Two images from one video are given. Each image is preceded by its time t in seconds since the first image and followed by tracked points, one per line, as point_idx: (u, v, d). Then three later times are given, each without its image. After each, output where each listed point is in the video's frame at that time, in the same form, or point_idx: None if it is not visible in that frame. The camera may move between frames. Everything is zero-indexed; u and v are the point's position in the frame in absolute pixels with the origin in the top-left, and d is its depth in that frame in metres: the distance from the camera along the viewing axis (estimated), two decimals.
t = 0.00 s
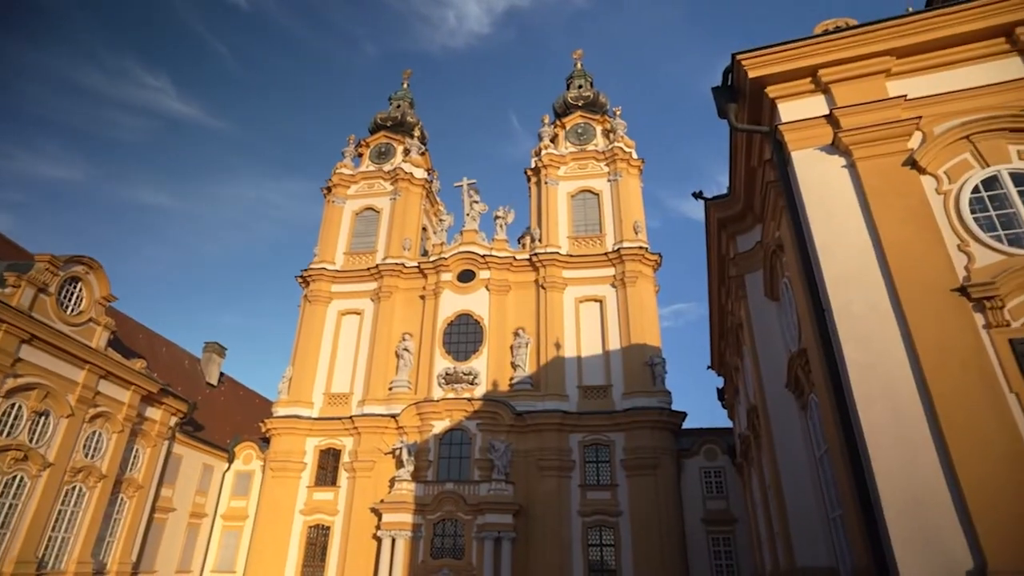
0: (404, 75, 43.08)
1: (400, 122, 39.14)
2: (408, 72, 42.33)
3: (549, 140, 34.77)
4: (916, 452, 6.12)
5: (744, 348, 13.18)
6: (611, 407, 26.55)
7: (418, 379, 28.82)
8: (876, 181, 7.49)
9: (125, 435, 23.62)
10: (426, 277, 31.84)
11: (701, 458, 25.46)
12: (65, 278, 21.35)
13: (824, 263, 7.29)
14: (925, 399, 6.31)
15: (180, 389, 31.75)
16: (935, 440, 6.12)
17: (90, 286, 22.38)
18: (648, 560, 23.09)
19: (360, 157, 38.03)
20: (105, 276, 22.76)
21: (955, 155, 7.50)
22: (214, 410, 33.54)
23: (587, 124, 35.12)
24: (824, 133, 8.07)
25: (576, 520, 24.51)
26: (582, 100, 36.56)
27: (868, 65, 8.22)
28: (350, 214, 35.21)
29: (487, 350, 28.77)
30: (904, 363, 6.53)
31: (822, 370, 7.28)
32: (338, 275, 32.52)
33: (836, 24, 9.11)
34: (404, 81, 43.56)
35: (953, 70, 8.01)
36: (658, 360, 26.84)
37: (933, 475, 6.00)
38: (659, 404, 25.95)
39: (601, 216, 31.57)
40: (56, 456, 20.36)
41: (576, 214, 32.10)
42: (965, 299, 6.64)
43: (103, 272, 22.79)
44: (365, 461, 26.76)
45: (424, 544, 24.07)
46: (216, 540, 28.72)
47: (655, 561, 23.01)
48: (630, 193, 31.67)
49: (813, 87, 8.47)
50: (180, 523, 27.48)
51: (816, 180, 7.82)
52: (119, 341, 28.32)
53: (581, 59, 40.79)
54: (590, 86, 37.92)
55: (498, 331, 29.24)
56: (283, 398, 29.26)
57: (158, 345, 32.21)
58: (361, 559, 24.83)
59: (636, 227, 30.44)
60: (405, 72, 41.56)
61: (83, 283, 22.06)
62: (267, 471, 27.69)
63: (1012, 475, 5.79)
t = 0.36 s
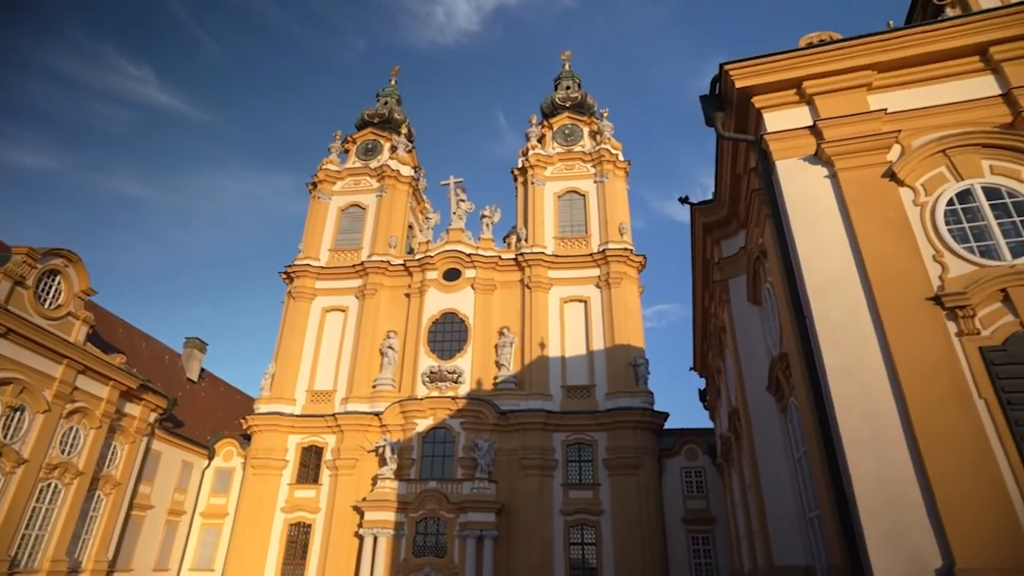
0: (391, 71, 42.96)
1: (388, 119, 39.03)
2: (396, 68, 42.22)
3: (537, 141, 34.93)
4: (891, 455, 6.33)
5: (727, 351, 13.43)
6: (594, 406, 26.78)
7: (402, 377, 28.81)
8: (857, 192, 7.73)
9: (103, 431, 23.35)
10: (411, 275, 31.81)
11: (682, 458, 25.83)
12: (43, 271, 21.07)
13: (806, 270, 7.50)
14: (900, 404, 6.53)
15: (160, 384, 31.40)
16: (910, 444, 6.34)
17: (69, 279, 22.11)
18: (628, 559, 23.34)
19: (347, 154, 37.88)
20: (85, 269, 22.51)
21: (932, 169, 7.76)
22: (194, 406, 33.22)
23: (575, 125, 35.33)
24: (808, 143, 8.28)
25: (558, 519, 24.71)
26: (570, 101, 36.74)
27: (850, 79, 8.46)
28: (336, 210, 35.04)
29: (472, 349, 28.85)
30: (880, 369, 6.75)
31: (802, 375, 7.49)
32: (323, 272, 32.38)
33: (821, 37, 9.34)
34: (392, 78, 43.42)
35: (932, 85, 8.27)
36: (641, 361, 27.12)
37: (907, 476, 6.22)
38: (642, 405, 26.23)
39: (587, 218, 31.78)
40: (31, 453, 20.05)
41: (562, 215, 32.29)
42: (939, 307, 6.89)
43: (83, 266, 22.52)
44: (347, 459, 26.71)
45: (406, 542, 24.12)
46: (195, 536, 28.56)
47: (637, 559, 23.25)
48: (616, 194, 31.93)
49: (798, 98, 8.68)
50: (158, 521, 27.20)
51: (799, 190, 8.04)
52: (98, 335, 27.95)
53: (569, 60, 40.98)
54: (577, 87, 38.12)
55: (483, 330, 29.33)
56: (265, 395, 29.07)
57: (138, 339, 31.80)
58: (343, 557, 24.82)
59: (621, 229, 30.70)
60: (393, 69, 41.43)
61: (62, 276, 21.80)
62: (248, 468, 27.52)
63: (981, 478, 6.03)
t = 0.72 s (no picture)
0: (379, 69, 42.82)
1: (375, 116, 38.92)
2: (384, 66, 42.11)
3: (524, 141, 35.07)
4: (868, 458, 6.55)
5: (710, 354, 13.68)
6: (577, 407, 26.98)
7: (386, 376, 28.77)
8: (839, 202, 7.95)
9: (80, 428, 23.05)
10: (397, 274, 31.77)
11: (663, 458, 26.17)
12: (21, 264, 20.77)
13: (789, 278, 7.70)
14: (878, 410, 6.75)
15: (139, 381, 31.00)
16: (886, 448, 6.56)
17: (47, 273, 21.81)
18: (610, 558, 23.56)
19: (333, 150, 37.69)
20: (64, 263, 22.22)
21: (911, 181, 8.02)
22: (174, 403, 32.84)
23: (562, 126, 35.52)
24: (793, 153, 8.49)
25: (541, 518, 24.88)
26: (558, 103, 36.91)
27: (834, 92, 8.69)
28: (322, 207, 34.86)
29: (456, 348, 28.90)
30: (859, 375, 6.96)
31: (784, 380, 7.69)
32: (308, 269, 32.21)
33: (806, 49, 9.57)
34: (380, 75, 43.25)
35: (912, 100, 8.53)
36: (624, 362, 27.38)
37: (883, 479, 6.43)
38: (625, 405, 26.48)
39: (573, 219, 31.97)
40: (6, 449, 19.71)
41: (549, 216, 32.44)
42: (915, 316, 7.13)
43: (62, 260, 22.24)
44: (329, 458, 26.61)
45: (388, 541, 24.10)
46: (173, 535, 28.32)
47: (618, 559, 23.48)
48: (603, 197, 32.17)
49: (784, 109, 8.89)
50: (135, 519, 26.88)
51: (783, 199, 8.25)
52: (76, 330, 27.54)
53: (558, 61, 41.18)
54: (565, 89, 38.31)
55: (468, 329, 29.39)
56: (247, 392, 28.86)
57: (117, 335, 31.36)
58: (324, 556, 24.73)
59: (607, 231, 30.94)
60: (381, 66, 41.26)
61: (39, 270, 21.50)
62: (228, 466, 27.29)
63: (953, 482, 6.26)
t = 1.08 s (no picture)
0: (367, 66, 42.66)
1: (363, 114, 38.78)
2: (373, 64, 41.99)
3: (513, 142, 35.16)
4: (850, 461, 6.73)
5: (696, 358, 13.87)
6: (562, 407, 27.13)
7: (372, 375, 28.70)
8: (825, 211, 8.15)
9: (60, 426, 22.72)
10: (384, 273, 31.68)
11: (647, 459, 26.42)
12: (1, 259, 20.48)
13: (775, 285, 7.88)
14: (859, 415, 6.94)
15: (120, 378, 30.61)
16: (867, 451, 6.75)
17: (27, 268, 21.54)
18: (593, 558, 23.74)
19: (320, 147, 37.51)
20: (45, 259, 21.93)
21: (894, 192, 8.24)
22: (156, 401, 32.45)
23: (550, 128, 35.67)
24: (780, 162, 8.68)
25: (525, 518, 24.98)
26: (546, 104, 37.04)
27: (820, 103, 8.89)
28: (308, 204, 34.66)
29: (443, 348, 28.91)
30: (842, 381, 7.15)
31: (769, 385, 7.87)
32: (293, 267, 32.02)
33: (794, 60, 9.77)
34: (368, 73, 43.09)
35: (895, 112, 8.76)
36: (610, 363, 27.58)
37: (864, 482, 6.63)
38: (609, 407, 26.67)
39: (561, 221, 32.12)
40: None
41: (536, 217, 32.56)
42: (897, 323, 7.34)
43: (43, 255, 21.95)
44: (314, 457, 26.49)
45: (372, 541, 24.07)
46: (154, 534, 28.04)
47: (601, 559, 23.66)
48: (590, 199, 32.36)
49: (772, 118, 9.07)
50: (114, 518, 26.53)
51: (770, 207, 8.43)
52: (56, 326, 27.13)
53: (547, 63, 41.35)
54: (554, 91, 38.47)
55: (454, 329, 29.41)
56: (230, 390, 28.63)
57: (98, 331, 30.93)
58: (307, 555, 24.62)
59: (594, 233, 31.13)
60: (370, 64, 41.12)
61: (20, 264, 21.23)
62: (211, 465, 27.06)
63: (930, 485, 6.47)
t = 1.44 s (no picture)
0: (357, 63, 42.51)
1: (352, 111, 38.68)
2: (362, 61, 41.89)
3: (502, 143, 35.27)
4: (832, 464, 6.93)
5: (682, 360, 14.08)
6: (548, 408, 27.29)
7: (358, 373, 28.66)
8: (811, 220, 8.37)
9: (39, 422, 22.45)
10: (371, 272, 31.65)
11: (632, 460, 26.70)
12: None
13: (762, 292, 8.07)
14: (842, 420, 7.15)
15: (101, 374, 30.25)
16: (848, 455, 6.96)
17: (7, 262, 21.34)
18: (577, 557, 23.93)
19: (308, 144, 37.35)
20: (26, 253, 21.71)
21: (877, 202, 8.49)
22: (138, 398, 32.11)
23: (540, 129, 35.84)
24: (768, 171, 8.89)
25: (510, 517, 25.12)
26: (536, 105, 37.19)
27: (808, 113, 9.11)
28: (295, 201, 34.50)
29: (429, 347, 28.94)
30: (825, 386, 7.36)
31: (755, 389, 8.06)
32: (280, 264, 31.86)
33: (782, 71, 9.98)
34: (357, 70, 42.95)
35: (880, 125, 9.00)
36: (595, 364, 27.79)
37: (845, 484, 6.83)
38: (595, 407, 26.88)
39: (549, 222, 32.29)
40: None
41: (524, 218, 32.69)
42: (878, 330, 7.57)
43: (23, 249, 21.72)
44: (298, 455, 26.40)
45: (357, 539, 24.07)
46: (133, 533, 27.74)
47: (585, 558, 23.84)
48: (578, 200, 32.56)
49: (760, 128, 9.28)
50: (93, 517, 26.21)
51: (758, 214, 8.63)
52: (36, 321, 26.79)
53: (537, 64, 41.51)
54: (544, 92, 38.63)
55: (441, 328, 29.44)
56: (214, 387, 28.44)
57: (79, 327, 30.53)
58: (291, 554, 24.52)
59: (581, 234, 31.34)
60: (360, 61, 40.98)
61: None
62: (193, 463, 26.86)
63: (908, 488, 6.69)
